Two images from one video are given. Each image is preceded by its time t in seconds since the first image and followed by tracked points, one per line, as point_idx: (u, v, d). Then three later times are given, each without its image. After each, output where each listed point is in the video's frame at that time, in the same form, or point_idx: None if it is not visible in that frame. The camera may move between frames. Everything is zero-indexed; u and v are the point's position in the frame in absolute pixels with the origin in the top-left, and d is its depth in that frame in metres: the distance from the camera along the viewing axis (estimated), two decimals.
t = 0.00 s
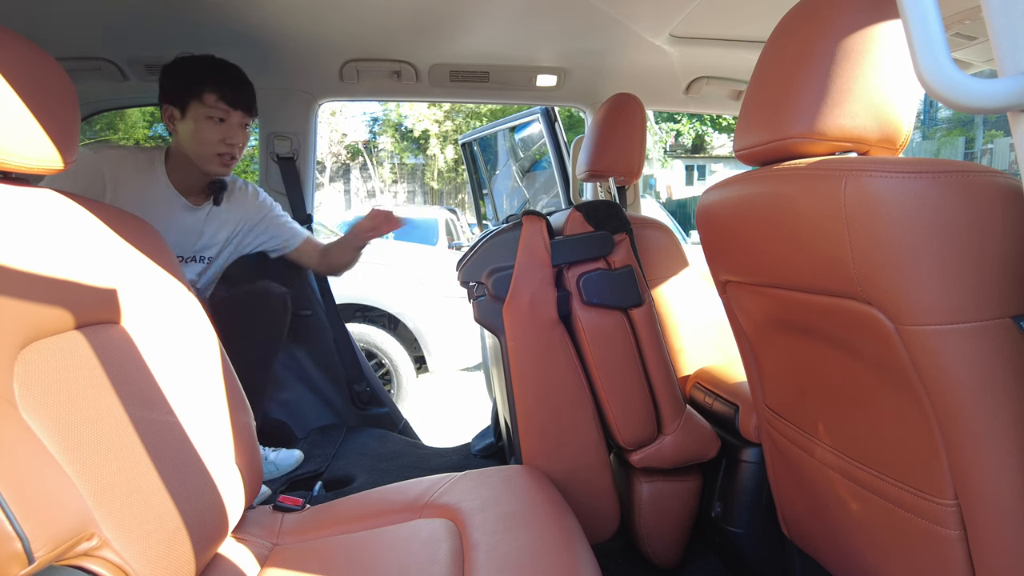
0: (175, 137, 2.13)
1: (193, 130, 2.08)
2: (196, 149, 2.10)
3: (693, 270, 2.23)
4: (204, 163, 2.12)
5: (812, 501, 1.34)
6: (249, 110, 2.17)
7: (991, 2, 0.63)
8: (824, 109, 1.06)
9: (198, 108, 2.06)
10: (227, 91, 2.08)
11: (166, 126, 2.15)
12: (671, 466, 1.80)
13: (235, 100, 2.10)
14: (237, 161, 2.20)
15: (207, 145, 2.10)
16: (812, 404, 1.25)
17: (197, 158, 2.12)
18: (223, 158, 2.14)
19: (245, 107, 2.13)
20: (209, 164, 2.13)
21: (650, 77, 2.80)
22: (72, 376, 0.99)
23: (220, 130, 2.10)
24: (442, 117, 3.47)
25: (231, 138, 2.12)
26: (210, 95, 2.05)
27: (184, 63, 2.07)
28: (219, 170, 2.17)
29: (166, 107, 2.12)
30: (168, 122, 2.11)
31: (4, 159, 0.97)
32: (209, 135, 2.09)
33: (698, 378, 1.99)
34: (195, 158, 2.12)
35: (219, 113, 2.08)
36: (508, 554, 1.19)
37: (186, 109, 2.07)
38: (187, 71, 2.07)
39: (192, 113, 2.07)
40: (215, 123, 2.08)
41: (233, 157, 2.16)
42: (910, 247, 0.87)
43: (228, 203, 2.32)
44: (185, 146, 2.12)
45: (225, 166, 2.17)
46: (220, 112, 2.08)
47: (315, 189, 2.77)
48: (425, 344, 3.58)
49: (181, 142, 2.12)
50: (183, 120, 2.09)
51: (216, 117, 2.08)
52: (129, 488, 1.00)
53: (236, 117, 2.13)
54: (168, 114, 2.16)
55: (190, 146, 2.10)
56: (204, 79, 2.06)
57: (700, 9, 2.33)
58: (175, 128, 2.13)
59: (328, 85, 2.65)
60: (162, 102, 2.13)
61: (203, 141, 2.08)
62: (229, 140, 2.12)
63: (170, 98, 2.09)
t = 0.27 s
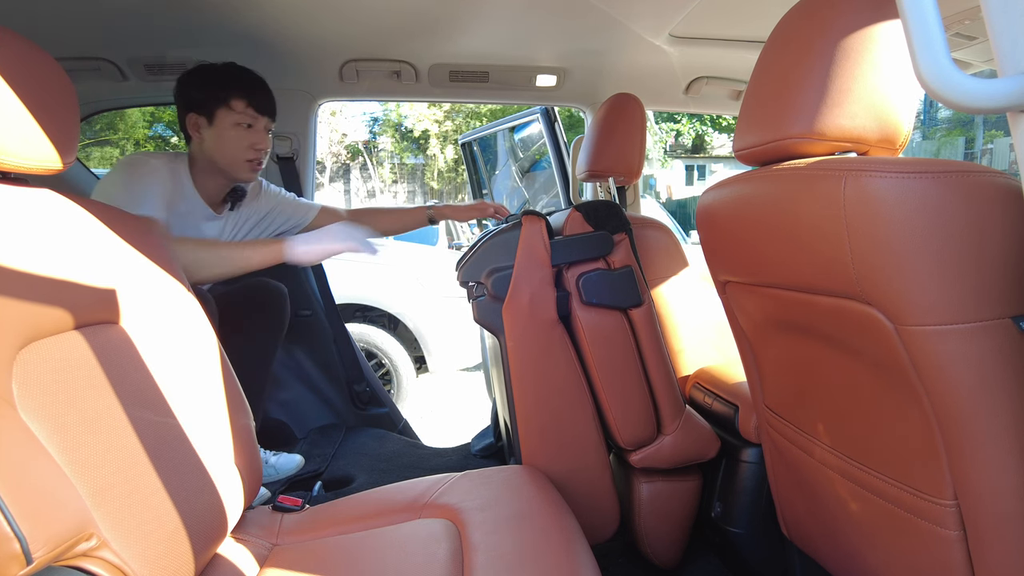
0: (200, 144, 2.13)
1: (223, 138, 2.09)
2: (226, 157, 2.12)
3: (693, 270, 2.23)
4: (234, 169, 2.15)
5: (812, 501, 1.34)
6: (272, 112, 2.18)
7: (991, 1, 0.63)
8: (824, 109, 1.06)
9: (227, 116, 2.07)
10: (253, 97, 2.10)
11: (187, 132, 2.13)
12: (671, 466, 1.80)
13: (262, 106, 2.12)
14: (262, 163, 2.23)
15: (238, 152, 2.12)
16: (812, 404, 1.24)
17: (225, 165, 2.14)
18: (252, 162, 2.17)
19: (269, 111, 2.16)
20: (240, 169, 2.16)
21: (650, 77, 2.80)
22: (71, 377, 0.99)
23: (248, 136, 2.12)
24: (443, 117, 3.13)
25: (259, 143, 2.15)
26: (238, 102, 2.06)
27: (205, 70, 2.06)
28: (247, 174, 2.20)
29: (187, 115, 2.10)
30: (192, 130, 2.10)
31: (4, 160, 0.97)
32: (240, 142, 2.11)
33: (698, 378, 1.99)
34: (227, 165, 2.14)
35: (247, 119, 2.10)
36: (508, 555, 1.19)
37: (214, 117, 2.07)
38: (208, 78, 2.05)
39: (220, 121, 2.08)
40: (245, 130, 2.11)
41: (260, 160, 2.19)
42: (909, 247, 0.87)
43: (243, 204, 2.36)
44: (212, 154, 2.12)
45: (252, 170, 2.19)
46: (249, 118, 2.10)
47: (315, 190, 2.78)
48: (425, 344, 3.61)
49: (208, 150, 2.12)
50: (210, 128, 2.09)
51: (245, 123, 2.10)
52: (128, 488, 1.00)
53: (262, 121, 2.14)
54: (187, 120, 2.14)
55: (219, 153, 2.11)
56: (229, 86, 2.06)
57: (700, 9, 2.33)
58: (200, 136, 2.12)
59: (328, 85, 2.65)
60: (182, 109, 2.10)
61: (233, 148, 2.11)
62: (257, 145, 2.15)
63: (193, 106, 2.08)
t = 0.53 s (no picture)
0: (233, 163, 1.99)
1: (258, 159, 1.97)
2: (261, 178, 2.01)
3: (693, 270, 2.19)
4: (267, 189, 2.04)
5: (812, 502, 1.34)
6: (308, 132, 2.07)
7: (991, 1, 0.63)
8: (824, 109, 1.06)
9: (265, 136, 1.95)
10: (292, 116, 1.99)
11: (218, 149, 1.99)
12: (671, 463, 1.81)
13: (299, 124, 2.02)
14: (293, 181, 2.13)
15: (272, 172, 2.01)
16: (812, 404, 1.24)
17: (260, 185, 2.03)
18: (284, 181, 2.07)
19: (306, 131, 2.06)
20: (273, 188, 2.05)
21: (650, 77, 2.80)
22: (72, 377, 0.99)
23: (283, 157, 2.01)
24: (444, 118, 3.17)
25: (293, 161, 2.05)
26: (277, 123, 1.96)
27: (241, 86, 1.95)
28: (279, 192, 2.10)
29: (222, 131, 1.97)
30: (225, 148, 1.97)
31: (4, 160, 0.97)
32: (274, 163, 1.99)
33: (698, 378, 1.99)
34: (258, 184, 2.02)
35: (285, 140, 1.99)
36: (509, 555, 1.19)
37: (252, 136, 1.95)
38: (243, 94, 1.94)
39: (256, 141, 1.96)
40: (281, 151, 1.99)
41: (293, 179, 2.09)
42: (910, 247, 0.87)
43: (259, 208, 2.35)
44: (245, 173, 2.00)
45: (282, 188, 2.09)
46: (287, 139, 2.00)
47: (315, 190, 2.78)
48: (425, 344, 3.61)
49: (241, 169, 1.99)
50: (245, 147, 1.97)
51: (282, 144, 1.99)
52: (129, 488, 1.00)
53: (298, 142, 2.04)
54: (218, 135, 2.01)
55: (254, 173, 1.99)
56: (268, 104, 1.95)
57: (700, 9, 2.33)
58: (233, 153, 1.99)
59: (328, 84, 2.65)
60: (217, 125, 1.97)
61: (269, 169, 1.99)
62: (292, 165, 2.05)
63: (229, 122, 1.95)
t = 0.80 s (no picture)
0: (212, 161, 1.93)
1: (242, 167, 1.94)
2: (236, 183, 1.97)
3: (693, 270, 2.15)
4: (235, 196, 2.00)
5: (813, 501, 1.34)
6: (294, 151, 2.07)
7: (992, 1, 0.63)
8: (824, 109, 1.06)
9: (258, 147, 1.93)
10: (291, 138, 1.98)
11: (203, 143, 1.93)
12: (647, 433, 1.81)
13: (294, 144, 2.01)
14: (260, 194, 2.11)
15: (249, 182, 1.98)
16: (813, 404, 1.25)
17: (229, 190, 1.98)
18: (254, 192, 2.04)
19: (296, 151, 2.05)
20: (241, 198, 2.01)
21: (651, 77, 2.80)
22: (73, 377, 0.98)
23: (265, 170, 1.99)
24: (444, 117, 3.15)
25: (271, 177, 2.03)
26: (275, 140, 1.95)
27: (252, 94, 1.92)
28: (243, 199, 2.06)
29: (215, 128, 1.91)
30: (212, 145, 1.91)
31: (5, 160, 0.97)
32: (256, 173, 1.97)
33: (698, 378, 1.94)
34: (232, 187, 1.97)
35: (274, 157, 1.98)
36: (510, 556, 1.19)
37: (245, 144, 1.92)
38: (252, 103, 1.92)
39: (247, 150, 1.93)
40: (265, 166, 1.97)
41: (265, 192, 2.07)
42: (911, 247, 0.87)
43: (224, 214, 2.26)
44: (220, 176, 1.95)
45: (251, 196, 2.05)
46: (275, 156, 1.98)
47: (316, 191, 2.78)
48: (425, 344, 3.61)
49: (218, 171, 1.94)
50: (233, 152, 1.93)
51: (269, 159, 1.98)
52: (130, 487, 1.00)
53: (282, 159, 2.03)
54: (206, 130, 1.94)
55: (230, 178, 1.95)
56: (273, 120, 1.93)
57: (700, 9, 2.33)
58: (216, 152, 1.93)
59: (328, 84, 2.65)
60: (212, 121, 1.91)
61: (247, 179, 1.97)
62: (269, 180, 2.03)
63: (225, 124, 1.90)
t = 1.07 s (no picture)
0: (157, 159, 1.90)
1: (190, 168, 1.93)
2: (181, 183, 1.95)
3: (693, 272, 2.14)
4: (179, 195, 1.99)
5: (812, 502, 1.34)
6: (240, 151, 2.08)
7: (990, 2, 0.63)
8: (823, 109, 1.06)
9: (205, 149, 1.93)
10: (236, 139, 2.00)
11: (147, 140, 1.89)
12: (590, 395, 1.48)
13: (238, 144, 2.02)
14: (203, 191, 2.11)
15: (194, 182, 1.97)
16: (812, 405, 1.24)
17: (172, 188, 1.96)
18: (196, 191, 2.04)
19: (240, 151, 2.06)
20: (185, 196, 2.01)
21: (651, 77, 2.80)
22: (72, 377, 0.98)
23: (211, 171, 1.99)
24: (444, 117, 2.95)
25: (215, 176, 2.04)
26: (223, 142, 1.96)
27: (204, 93, 1.91)
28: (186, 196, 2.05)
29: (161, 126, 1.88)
30: (158, 143, 1.88)
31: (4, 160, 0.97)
32: (200, 175, 1.96)
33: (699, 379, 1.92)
34: (175, 187, 1.95)
35: (221, 158, 1.98)
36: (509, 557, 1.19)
37: (193, 145, 1.91)
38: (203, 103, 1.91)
39: (195, 150, 1.92)
40: (211, 167, 1.97)
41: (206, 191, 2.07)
42: (910, 247, 0.87)
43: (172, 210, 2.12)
44: (164, 176, 1.92)
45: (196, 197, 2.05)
46: (223, 158, 1.99)
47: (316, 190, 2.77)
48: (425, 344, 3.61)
49: (163, 169, 1.91)
50: (180, 152, 1.90)
51: (216, 160, 1.98)
52: (129, 488, 1.00)
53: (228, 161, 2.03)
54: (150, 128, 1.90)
55: (176, 177, 1.93)
56: (223, 122, 1.94)
57: (700, 9, 2.33)
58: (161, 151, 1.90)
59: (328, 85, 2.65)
60: (156, 120, 1.88)
61: (194, 179, 1.96)
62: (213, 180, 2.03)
63: (174, 124, 1.88)
